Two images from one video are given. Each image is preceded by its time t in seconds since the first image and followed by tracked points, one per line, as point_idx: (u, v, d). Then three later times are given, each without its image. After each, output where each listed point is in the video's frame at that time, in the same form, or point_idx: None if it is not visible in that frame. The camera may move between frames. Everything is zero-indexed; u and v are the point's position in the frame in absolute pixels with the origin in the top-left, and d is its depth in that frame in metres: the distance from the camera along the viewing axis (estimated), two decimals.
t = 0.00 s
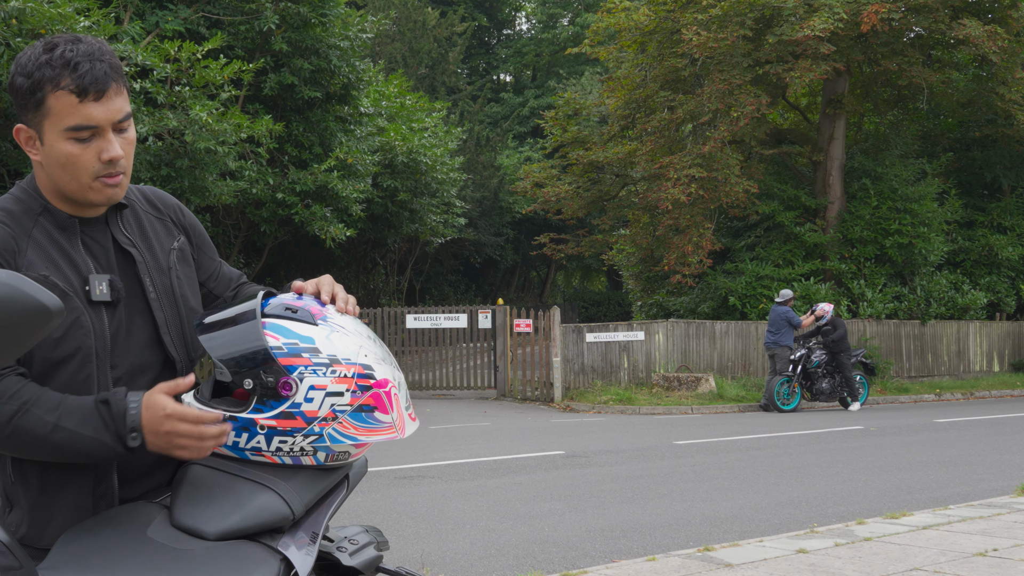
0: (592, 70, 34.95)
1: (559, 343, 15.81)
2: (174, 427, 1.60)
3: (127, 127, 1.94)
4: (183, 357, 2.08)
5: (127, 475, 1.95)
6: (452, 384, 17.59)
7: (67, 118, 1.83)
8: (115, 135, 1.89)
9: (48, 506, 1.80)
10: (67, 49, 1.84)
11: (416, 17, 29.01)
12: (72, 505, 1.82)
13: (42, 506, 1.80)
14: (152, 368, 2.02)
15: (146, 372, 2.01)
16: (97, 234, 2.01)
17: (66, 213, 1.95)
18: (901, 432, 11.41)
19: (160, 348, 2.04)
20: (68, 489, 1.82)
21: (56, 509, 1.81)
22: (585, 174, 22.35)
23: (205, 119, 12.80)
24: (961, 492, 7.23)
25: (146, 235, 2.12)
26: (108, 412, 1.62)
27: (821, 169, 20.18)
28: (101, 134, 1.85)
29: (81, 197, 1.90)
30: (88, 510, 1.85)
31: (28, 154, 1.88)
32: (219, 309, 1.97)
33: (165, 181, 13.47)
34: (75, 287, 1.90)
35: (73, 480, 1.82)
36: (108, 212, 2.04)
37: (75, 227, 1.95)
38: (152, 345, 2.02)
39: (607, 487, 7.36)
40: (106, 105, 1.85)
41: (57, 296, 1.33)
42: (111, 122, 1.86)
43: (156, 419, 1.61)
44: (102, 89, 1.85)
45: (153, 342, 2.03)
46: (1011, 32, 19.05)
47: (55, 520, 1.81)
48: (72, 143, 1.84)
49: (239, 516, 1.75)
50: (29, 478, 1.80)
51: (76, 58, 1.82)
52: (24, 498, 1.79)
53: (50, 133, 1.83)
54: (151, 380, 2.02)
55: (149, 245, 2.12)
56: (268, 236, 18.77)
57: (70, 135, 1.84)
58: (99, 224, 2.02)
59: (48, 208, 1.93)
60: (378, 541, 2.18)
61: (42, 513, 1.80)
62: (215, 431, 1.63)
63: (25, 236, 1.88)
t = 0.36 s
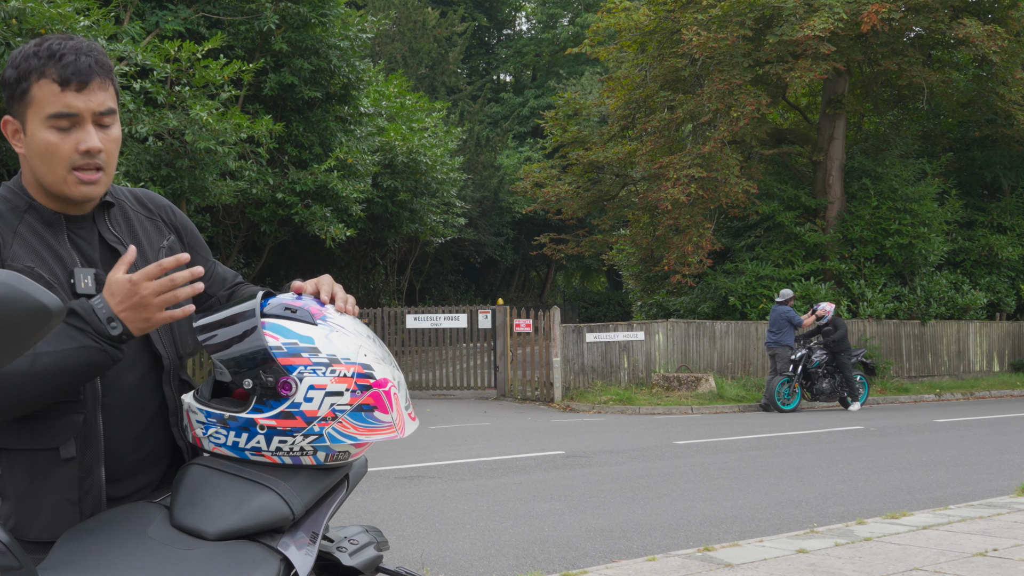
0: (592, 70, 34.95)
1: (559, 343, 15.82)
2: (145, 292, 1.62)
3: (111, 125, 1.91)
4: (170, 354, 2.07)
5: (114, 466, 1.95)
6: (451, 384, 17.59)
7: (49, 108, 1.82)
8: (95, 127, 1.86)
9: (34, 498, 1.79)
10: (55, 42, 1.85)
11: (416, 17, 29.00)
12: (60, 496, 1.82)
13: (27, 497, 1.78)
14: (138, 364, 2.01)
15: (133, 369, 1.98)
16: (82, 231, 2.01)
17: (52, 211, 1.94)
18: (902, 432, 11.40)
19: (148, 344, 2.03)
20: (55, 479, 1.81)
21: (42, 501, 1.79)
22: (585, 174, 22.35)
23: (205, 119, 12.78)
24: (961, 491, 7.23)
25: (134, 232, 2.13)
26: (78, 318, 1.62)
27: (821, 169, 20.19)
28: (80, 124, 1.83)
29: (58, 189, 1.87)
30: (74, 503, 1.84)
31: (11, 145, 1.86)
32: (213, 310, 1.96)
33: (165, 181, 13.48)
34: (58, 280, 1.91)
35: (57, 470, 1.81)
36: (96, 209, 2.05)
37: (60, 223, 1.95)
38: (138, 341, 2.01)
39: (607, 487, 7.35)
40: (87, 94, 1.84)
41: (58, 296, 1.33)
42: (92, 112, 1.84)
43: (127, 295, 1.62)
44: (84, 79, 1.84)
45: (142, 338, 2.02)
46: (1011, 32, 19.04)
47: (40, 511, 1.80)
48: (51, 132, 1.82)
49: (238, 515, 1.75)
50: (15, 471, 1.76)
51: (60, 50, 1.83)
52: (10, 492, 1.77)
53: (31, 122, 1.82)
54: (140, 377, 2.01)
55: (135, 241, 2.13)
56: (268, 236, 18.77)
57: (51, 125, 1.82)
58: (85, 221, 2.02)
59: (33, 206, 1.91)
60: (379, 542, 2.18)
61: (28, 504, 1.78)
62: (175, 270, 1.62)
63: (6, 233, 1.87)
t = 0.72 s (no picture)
0: (592, 70, 34.93)
1: (559, 343, 15.82)
2: (139, 365, 1.59)
3: (106, 111, 1.98)
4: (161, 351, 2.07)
5: (107, 460, 1.95)
6: (451, 384, 17.59)
7: (47, 87, 1.88)
8: (91, 108, 1.93)
9: (25, 491, 1.80)
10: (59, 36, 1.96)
11: (416, 17, 28.99)
12: (51, 488, 1.82)
13: (19, 489, 1.80)
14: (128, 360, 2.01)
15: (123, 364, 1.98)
16: (73, 228, 2.02)
17: (41, 205, 1.96)
18: (902, 432, 11.40)
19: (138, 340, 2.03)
20: (45, 471, 1.81)
21: (34, 493, 1.81)
22: (585, 174, 22.35)
23: (205, 119, 12.78)
24: (961, 491, 7.23)
25: (126, 230, 2.13)
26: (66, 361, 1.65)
27: (821, 169, 20.18)
28: (76, 102, 1.90)
29: (48, 167, 1.90)
30: (67, 496, 1.85)
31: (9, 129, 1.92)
32: (211, 310, 1.97)
33: (165, 181, 13.48)
34: (45, 273, 1.91)
35: (47, 462, 1.82)
36: (88, 206, 2.06)
37: (49, 218, 1.96)
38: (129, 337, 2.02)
39: (607, 486, 7.36)
40: (85, 77, 1.92)
41: (58, 296, 1.33)
42: (88, 92, 1.91)
43: (121, 361, 1.60)
44: (84, 63, 1.93)
45: (132, 335, 2.02)
46: (1012, 32, 19.02)
47: (31, 503, 1.80)
48: (47, 109, 1.87)
49: (238, 515, 1.75)
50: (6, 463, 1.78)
51: (62, 37, 1.93)
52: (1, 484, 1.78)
53: (29, 101, 1.88)
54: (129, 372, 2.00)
55: (128, 239, 2.12)
56: (268, 236, 18.76)
57: (47, 102, 1.88)
58: (77, 219, 2.03)
59: (23, 201, 1.94)
60: (378, 542, 2.18)
61: (18, 496, 1.80)
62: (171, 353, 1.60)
63: None
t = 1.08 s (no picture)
0: (592, 70, 34.93)
1: (559, 343, 15.82)
2: (138, 349, 1.52)
3: (108, 109, 1.98)
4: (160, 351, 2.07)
5: (103, 458, 1.95)
6: (451, 384, 17.58)
7: (49, 88, 1.88)
8: (93, 106, 1.92)
9: (21, 490, 1.79)
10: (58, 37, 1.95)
11: (416, 17, 28.98)
12: (47, 486, 1.81)
13: (15, 488, 1.79)
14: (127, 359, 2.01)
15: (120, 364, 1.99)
16: (74, 229, 2.02)
17: (43, 205, 1.96)
18: (902, 432, 11.39)
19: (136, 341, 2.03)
20: (42, 471, 1.81)
21: (30, 492, 1.80)
22: (585, 174, 22.35)
23: (205, 118, 12.78)
24: (961, 491, 7.22)
25: (127, 232, 2.13)
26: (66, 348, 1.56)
27: (821, 169, 20.17)
28: (79, 101, 1.89)
29: (53, 166, 1.90)
30: (63, 494, 1.84)
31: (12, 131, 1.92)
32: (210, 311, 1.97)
33: (165, 181, 13.49)
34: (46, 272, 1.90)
35: (44, 459, 1.81)
36: (89, 207, 2.06)
37: (52, 218, 1.97)
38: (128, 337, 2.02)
39: (607, 486, 7.35)
40: (87, 76, 1.92)
41: (57, 295, 1.33)
42: (90, 90, 1.91)
43: (118, 347, 1.53)
44: (85, 62, 1.93)
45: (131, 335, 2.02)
46: (1012, 31, 19.01)
47: (28, 502, 1.80)
48: (49, 109, 1.87)
49: (238, 515, 1.75)
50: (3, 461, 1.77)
51: (62, 37, 1.93)
52: None
53: (31, 102, 1.88)
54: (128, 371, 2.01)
55: (129, 241, 2.12)
56: (268, 236, 18.76)
57: (50, 103, 1.88)
58: (78, 219, 2.03)
59: (26, 201, 1.94)
60: (378, 541, 2.18)
61: (14, 495, 1.79)
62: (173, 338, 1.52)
63: None
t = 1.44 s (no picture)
0: (592, 69, 34.93)
1: (559, 343, 15.83)
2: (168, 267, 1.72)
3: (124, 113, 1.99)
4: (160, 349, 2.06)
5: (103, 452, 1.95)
6: (451, 384, 17.57)
7: (69, 85, 1.90)
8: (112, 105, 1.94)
9: (20, 478, 1.78)
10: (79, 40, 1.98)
11: (416, 17, 28.97)
12: (46, 475, 1.81)
13: (14, 477, 1.78)
14: (129, 355, 2.01)
15: (122, 358, 1.99)
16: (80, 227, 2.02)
17: (53, 200, 1.96)
18: (902, 432, 11.39)
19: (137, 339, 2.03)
20: (43, 459, 1.80)
21: (29, 482, 1.79)
22: (585, 173, 22.34)
23: (205, 118, 12.78)
24: (961, 491, 7.22)
25: (129, 233, 2.14)
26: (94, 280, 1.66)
27: (820, 169, 20.17)
28: (99, 100, 1.91)
29: (68, 161, 1.90)
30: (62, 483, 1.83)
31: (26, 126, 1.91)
32: (212, 310, 1.98)
33: (165, 181, 13.49)
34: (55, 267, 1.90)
35: (46, 446, 1.80)
36: (94, 205, 2.06)
37: (61, 213, 1.96)
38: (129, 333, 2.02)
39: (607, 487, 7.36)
40: (108, 79, 1.94)
41: (58, 296, 1.32)
42: (110, 91, 1.93)
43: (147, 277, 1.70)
44: (106, 64, 1.95)
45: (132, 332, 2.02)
46: (1012, 31, 19.00)
47: (26, 490, 1.79)
48: (68, 105, 1.88)
49: (238, 515, 1.75)
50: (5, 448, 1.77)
51: (86, 40, 1.96)
52: None
53: (49, 98, 1.88)
54: (131, 367, 2.01)
55: (130, 243, 2.13)
56: (268, 236, 18.76)
57: (69, 99, 1.89)
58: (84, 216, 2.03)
59: (35, 195, 1.93)
60: (378, 542, 2.18)
61: (14, 483, 1.78)
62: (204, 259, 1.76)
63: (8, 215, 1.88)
